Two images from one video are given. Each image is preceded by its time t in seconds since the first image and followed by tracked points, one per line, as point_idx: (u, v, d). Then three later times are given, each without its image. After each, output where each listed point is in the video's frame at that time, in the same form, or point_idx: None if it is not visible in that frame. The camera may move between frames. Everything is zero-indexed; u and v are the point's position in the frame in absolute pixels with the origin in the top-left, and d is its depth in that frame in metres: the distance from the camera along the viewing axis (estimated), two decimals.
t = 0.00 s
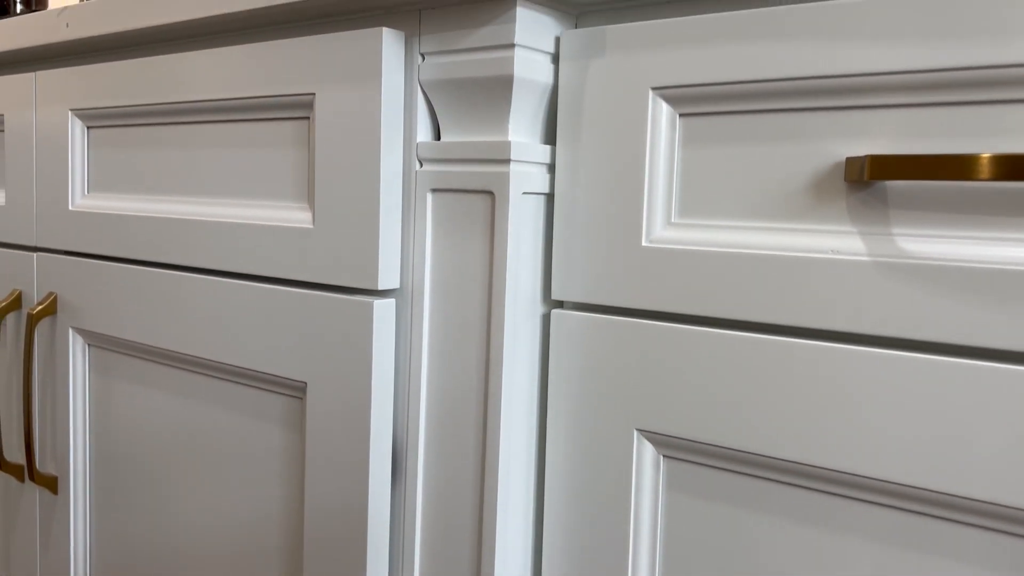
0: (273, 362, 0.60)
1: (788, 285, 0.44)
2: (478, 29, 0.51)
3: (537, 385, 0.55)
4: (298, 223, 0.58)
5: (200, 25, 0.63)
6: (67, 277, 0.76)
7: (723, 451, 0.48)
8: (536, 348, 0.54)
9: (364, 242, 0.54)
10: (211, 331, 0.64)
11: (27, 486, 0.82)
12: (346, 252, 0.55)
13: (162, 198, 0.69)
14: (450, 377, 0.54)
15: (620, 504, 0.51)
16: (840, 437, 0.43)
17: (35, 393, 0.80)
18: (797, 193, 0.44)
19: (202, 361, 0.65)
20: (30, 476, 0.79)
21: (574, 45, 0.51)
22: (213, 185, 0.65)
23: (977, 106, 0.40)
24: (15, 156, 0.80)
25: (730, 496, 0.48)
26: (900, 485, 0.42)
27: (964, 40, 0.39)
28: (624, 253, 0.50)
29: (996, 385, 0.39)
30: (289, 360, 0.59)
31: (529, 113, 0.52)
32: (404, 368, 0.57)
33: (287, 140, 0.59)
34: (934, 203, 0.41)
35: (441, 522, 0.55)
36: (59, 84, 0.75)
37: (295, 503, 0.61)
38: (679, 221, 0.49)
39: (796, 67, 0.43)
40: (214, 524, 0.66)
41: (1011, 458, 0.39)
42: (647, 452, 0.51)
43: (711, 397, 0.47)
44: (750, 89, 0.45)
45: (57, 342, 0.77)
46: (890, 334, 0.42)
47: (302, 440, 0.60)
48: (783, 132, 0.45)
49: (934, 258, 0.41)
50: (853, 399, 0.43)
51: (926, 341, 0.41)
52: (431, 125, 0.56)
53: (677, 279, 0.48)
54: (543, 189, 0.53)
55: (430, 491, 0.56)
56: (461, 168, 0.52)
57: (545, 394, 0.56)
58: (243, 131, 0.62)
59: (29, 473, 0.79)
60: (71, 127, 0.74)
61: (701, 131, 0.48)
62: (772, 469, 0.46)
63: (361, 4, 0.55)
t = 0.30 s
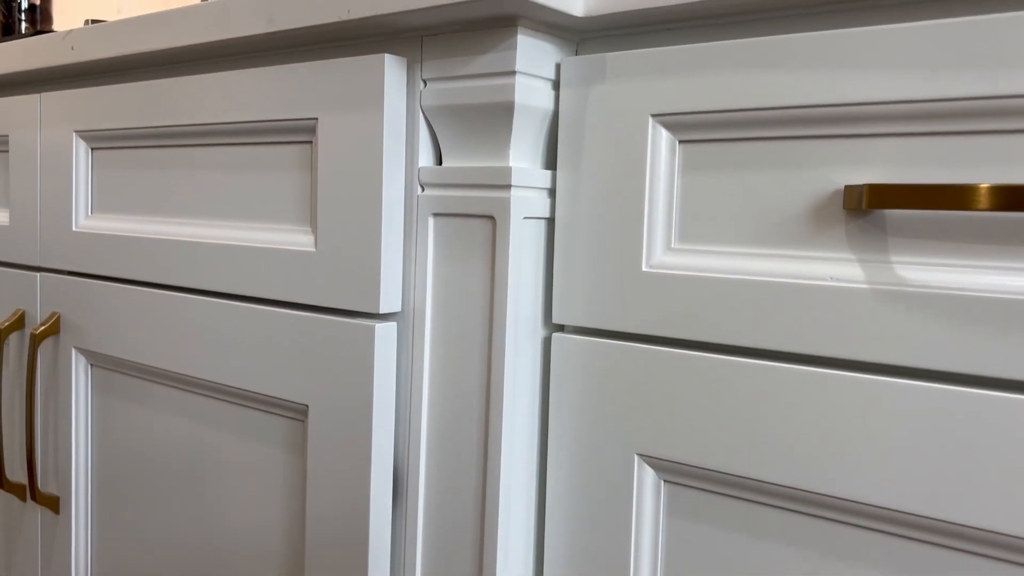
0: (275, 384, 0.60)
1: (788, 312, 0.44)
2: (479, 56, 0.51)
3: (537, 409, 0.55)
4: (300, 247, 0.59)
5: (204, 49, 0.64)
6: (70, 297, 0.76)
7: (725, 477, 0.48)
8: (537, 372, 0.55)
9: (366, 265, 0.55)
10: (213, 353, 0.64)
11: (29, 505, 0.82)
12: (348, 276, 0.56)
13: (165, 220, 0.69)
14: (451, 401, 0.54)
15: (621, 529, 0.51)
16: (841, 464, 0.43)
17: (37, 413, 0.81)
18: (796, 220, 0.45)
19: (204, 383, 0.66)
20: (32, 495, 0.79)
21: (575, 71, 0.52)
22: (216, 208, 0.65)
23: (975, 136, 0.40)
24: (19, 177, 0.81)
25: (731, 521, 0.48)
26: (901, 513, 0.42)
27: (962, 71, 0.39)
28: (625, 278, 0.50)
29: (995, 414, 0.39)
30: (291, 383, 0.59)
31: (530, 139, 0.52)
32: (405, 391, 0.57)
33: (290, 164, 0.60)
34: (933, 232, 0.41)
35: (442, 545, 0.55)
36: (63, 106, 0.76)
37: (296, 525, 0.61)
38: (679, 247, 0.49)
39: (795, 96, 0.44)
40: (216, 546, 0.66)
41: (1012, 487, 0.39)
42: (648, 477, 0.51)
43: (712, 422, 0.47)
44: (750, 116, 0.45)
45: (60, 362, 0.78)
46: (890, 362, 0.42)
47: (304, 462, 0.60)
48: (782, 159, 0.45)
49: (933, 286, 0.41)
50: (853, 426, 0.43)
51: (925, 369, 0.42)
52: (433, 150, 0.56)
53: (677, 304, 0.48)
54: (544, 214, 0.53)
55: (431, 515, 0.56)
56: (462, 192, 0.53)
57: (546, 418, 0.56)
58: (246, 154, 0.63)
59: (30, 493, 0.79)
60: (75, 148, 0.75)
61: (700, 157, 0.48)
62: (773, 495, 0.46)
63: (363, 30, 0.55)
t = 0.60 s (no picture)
0: (280, 399, 0.60)
1: (790, 328, 0.44)
2: (483, 73, 0.51)
3: (541, 425, 0.55)
4: (305, 262, 0.59)
5: (210, 65, 0.64)
6: (75, 310, 0.76)
7: (728, 493, 0.48)
8: (541, 387, 0.55)
9: (370, 281, 0.55)
10: (218, 367, 0.64)
11: (33, 518, 0.82)
12: (352, 291, 0.56)
13: (171, 234, 0.69)
14: (455, 415, 0.54)
15: (625, 544, 0.51)
16: (845, 480, 0.43)
17: (42, 426, 0.81)
18: (799, 236, 0.45)
19: (208, 397, 0.66)
20: (37, 508, 0.79)
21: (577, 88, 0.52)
22: (221, 222, 0.65)
23: (978, 153, 0.40)
24: (25, 191, 0.81)
25: (735, 538, 0.48)
26: (905, 530, 0.42)
27: (964, 89, 0.39)
28: (628, 294, 0.50)
29: (999, 431, 0.39)
30: (295, 398, 0.59)
31: (533, 154, 0.53)
32: (409, 405, 0.57)
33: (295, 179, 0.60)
34: (935, 249, 0.41)
35: (445, 561, 0.55)
36: (69, 120, 0.76)
37: (300, 539, 0.61)
38: (681, 262, 0.49)
39: (798, 113, 0.44)
40: (219, 561, 0.66)
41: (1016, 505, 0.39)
42: (652, 492, 0.51)
43: (716, 438, 0.47)
44: (752, 133, 0.46)
45: (65, 375, 0.78)
46: (893, 379, 0.42)
47: (307, 476, 0.60)
48: (785, 176, 0.45)
49: (935, 303, 0.41)
50: (856, 443, 0.43)
51: (929, 386, 0.42)
52: (437, 166, 0.56)
53: (680, 320, 0.48)
54: (547, 229, 0.53)
55: (435, 530, 0.56)
56: (466, 208, 0.53)
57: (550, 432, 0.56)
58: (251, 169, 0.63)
59: (35, 506, 0.79)
60: (81, 162, 0.75)
61: (703, 173, 0.48)
62: (777, 512, 0.46)
63: (367, 47, 0.55)
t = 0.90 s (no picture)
0: (288, 403, 0.60)
1: (801, 332, 0.44)
2: (492, 77, 0.51)
3: (550, 430, 0.55)
4: (313, 266, 0.59)
5: (219, 71, 0.64)
6: (85, 316, 0.77)
7: (740, 497, 0.47)
8: (550, 392, 0.54)
9: (378, 285, 0.55)
10: (227, 372, 0.64)
11: (43, 523, 0.82)
12: (360, 295, 0.56)
13: (180, 239, 0.69)
14: (463, 420, 0.54)
15: (635, 549, 0.51)
16: (859, 485, 0.43)
17: (52, 431, 0.81)
18: (809, 240, 0.45)
19: (217, 402, 0.66)
20: (46, 514, 0.79)
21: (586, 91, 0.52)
22: (230, 227, 0.65)
23: (989, 155, 0.40)
24: (35, 196, 0.82)
25: (745, 543, 0.47)
26: (918, 534, 0.42)
27: (976, 90, 0.39)
28: (637, 297, 0.50)
29: (1012, 435, 0.39)
30: (303, 403, 0.59)
31: (542, 159, 0.52)
32: (418, 410, 0.57)
33: (304, 184, 0.60)
34: (947, 251, 0.41)
35: (454, 566, 0.55)
36: (79, 127, 0.76)
37: (308, 544, 0.61)
38: (691, 266, 0.49)
39: (808, 115, 0.44)
40: (228, 566, 0.66)
41: None
42: (662, 497, 0.50)
43: (726, 443, 0.47)
44: (762, 136, 0.45)
45: (75, 380, 0.78)
46: (905, 383, 0.42)
47: (316, 482, 0.60)
48: (795, 179, 0.45)
49: (948, 307, 0.41)
50: (869, 447, 0.43)
51: (941, 390, 0.41)
52: (445, 171, 0.56)
53: (691, 323, 0.48)
54: (556, 233, 0.53)
55: (443, 535, 0.55)
56: (474, 213, 0.53)
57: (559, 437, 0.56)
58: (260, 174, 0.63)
59: (45, 511, 0.79)
60: (90, 168, 0.76)
61: (713, 177, 0.48)
62: (789, 516, 0.46)
63: (376, 51, 0.55)
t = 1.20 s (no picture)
0: (305, 403, 0.60)
1: (821, 330, 0.44)
2: (507, 75, 0.51)
3: (567, 430, 0.55)
4: (329, 266, 0.59)
5: (235, 72, 0.65)
6: (101, 317, 0.77)
7: (759, 497, 0.47)
8: (567, 391, 0.54)
9: (394, 284, 0.55)
10: (242, 372, 0.64)
11: (60, 523, 0.82)
12: (376, 295, 0.56)
13: (196, 239, 0.70)
14: (479, 420, 0.54)
15: (653, 550, 0.51)
16: (881, 484, 0.42)
17: (68, 432, 0.81)
18: (829, 237, 0.44)
19: (233, 402, 0.66)
20: (63, 514, 0.79)
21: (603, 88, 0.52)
22: (246, 227, 0.66)
23: (1012, 150, 0.39)
24: (51, 198, 0.82)
25: (765, 543, 0.47)
26: (941, 535, 0.41)
27: (998, 85, 0.39)
28: (655, 296, 0.50)
29: None
30: (319, 403, 0.59)
31: (558, 157, 0.52)
32: (434, 410, 0.57)
33: (319, 184, 0.60)
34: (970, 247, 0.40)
35: (471, 567, 0.55)
36: (95, 128, 0.77)
37: (324, 544, 0.60)
38: (709, 264, 0.48)
39: (829, 111, 0.43)
40: (245, 566, 0.66)
41: None
42: (680, 497, 0.50)
43: (746, 442, 0.47)
44: (782, 133, 0.45)
45: (91, 381, 0.78)
46: (927, 381, 0.41)
47: (332, 481, 0.60)
48: (814, 176, 0.45)
49: (970, 304, 0.40)
50: (891, 446, 0.42)
51: (964, 388, 0.41)
52: (461, 170, 0.56)
53: (709, 322, 0.48)
54: (573, 232, 0.53)
55: (460, 536, 0.55)
56: (490, 212, 0.53)
57: (576, 437, 0.55)
58: (276, 175, 0.63)
59: (62, 511, 0.80)
60: (106, 170, 0.76)
61: (731, 174, 0.47)
62: (809, 516, 0.45)
63: (392, 50, 0.55)
